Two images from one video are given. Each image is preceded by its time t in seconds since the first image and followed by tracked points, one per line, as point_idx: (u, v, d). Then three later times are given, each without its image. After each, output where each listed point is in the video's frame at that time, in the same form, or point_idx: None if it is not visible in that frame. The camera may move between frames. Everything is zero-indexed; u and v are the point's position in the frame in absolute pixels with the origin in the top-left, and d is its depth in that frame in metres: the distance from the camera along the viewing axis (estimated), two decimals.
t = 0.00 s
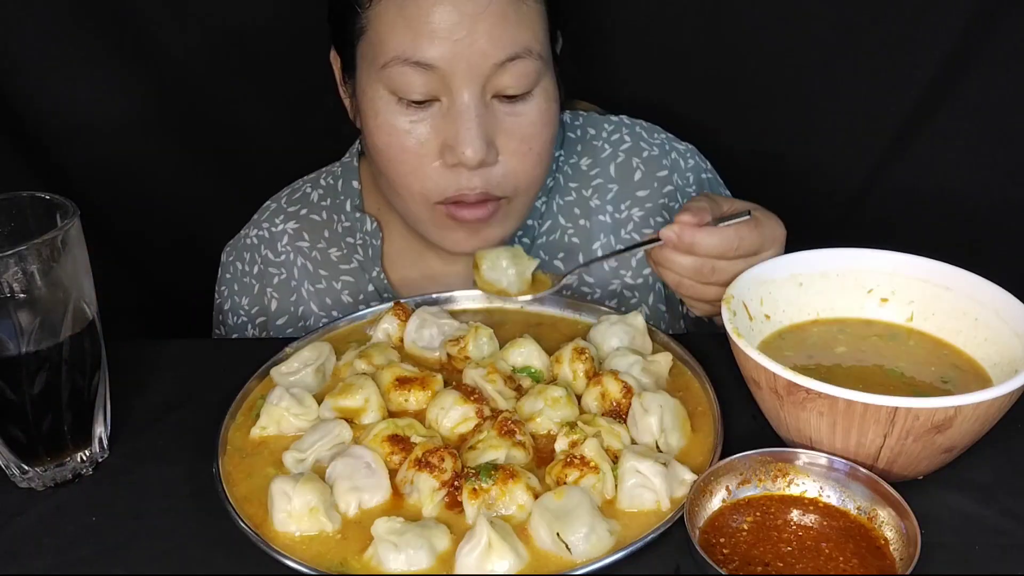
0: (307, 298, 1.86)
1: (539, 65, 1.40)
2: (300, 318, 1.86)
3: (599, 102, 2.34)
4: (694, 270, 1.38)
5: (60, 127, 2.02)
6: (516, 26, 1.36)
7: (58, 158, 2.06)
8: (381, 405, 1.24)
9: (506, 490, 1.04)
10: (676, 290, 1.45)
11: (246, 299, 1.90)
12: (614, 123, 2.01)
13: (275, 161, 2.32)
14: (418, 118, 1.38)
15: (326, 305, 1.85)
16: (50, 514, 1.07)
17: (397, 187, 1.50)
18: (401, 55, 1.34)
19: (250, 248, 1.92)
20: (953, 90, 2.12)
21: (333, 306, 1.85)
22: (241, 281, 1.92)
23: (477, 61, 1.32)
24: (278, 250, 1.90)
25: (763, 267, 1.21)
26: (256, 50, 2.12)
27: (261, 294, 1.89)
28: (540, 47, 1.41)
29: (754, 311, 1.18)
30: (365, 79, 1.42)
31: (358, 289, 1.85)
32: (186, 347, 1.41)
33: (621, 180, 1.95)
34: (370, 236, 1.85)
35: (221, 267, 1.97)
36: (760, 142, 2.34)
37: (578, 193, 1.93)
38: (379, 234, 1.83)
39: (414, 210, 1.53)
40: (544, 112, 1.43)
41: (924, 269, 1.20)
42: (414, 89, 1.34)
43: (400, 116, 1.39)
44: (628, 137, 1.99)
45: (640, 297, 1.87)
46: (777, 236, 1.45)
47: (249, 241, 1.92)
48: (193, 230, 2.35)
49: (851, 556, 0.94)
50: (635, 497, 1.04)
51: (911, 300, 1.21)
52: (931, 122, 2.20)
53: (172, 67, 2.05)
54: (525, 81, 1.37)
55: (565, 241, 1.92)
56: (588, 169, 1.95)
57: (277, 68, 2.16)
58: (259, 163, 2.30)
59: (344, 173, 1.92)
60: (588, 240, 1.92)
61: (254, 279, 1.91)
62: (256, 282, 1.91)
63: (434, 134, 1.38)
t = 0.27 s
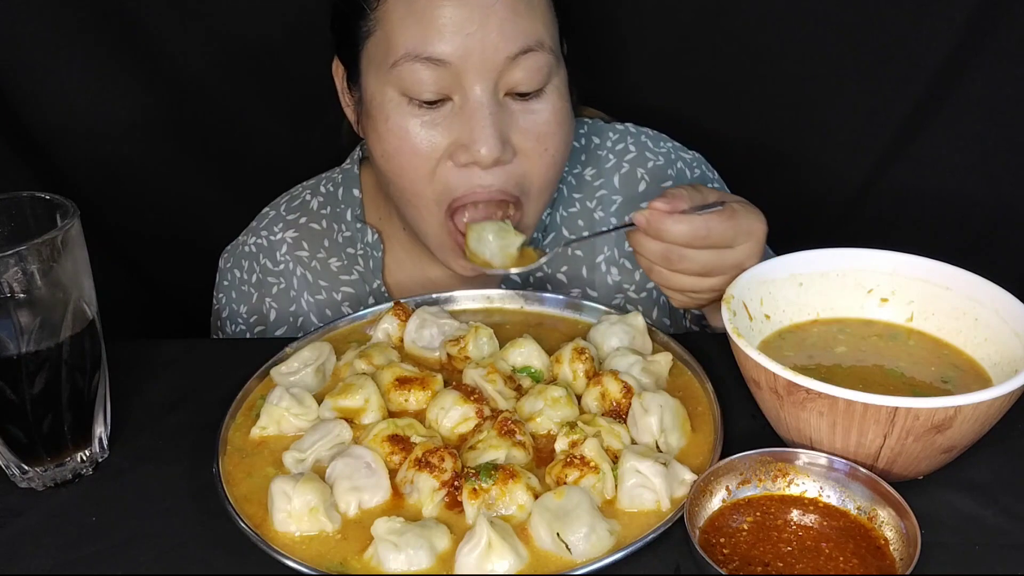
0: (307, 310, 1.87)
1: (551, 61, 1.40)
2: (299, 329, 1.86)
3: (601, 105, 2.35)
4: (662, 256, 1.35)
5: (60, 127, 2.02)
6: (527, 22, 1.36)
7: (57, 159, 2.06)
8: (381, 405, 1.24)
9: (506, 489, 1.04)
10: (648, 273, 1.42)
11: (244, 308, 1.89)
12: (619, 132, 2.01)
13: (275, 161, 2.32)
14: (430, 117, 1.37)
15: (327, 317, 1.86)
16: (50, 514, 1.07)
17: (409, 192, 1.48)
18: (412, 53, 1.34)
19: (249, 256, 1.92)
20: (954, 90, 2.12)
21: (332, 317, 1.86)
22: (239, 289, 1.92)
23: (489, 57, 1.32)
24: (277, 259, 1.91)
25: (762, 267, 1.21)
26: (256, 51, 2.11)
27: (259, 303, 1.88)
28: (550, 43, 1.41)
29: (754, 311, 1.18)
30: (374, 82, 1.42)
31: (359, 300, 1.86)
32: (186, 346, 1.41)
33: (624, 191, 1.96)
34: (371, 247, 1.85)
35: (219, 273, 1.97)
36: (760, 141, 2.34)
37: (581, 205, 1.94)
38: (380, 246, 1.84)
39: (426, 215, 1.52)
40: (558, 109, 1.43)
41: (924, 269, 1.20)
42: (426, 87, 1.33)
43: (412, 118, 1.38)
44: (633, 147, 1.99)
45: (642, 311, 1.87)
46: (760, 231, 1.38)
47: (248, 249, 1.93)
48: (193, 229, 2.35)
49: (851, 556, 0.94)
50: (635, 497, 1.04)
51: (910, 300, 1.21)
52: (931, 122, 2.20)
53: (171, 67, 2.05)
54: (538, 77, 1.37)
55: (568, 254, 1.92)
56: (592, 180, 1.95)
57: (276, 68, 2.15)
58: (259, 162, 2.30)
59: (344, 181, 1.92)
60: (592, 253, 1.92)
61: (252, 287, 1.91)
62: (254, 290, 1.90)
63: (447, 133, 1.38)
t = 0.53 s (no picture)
0: (305, 311, 1.87)
1: (564, 70, 1.41)
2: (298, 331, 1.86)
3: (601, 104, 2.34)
4: (626, 226, 1.35)
5: (60, 127, 2.02)
6: (541, 30, 1.37)
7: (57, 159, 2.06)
8: (381, 405, 1.24)
9: (506, 490, 1.04)
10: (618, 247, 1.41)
11: (243, 309, 1.88)
12: (614, 129, 2.01)
13: (276, 161, 2.31)
14: (444, 127, 1.37)
15: (325, 318, 1.87)
16: (51, 514, 1.07)
17: (420, 201, 1.48)
18: (426, 61, 1.34)
19: (248, 258, 1.91)
20: (955, 89, 2.12)
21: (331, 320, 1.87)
22: (238, 290, 1.91)
23: (504, 65, 1.32)
24: (276, 261, 1.90)
25: (762, 267, 1.21)
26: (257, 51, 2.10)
27: (258, 305, 1.88)
28: (563, 52, 1.41)
29: (754, 311, 1.18)
30: (385, 89, 1.42)
31: (357, 302, 1.87)
32: (186, 347, 1.41)
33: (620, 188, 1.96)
34: (370, 249, 1.86)
35: (218, 274, 1.96)
36: (760, 142, 2.33)
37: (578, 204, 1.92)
38: (379, 248, 1.85)
39: (435, 225, 1.52)
40: (569, 118, 1.44)
41: (924, 269, 1.20)
42: (440, 96, 1.33)
43: (425, 126, 1.38)
44: (627, 144, 1.99)
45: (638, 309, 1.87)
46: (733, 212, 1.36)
47: (246, 251, 1.92)
48: (193, 229, 2.35)
49: (851, 556, 0.94)
50: (635, 498, 1.04)
51: (911, 300, 1.21)
52: (932, 123, 2.20)
53: (172, 68, 2.05)
54: (551, 86, 1.38)
55: (564, 253, 1.91)
56: (588, 178, 1.96)
57: (277, 69, 2.15)
58: (259, 162, 2.30)
59: (343, 182, 1.91)
60: (588, 251, 1.92)
61: (251, 289, 1.90)
62: (253, 292, 1.90)
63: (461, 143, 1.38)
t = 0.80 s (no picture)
0: (301, 305, 1.88)
1: (568, 80, 1.41)
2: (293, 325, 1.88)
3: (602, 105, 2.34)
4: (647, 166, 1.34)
5: (60, 126, 2.02)
6: (550, 40, 1.37)
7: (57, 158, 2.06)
8: (381, 405, 1.24)
9: (506, 490, 1.04)
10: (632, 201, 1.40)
11: (240, 304, 1.91)
12: (610, 123, 2.00)
13: (276, 162, 2.31)
14: (447, 130, 1.37)
15: (320, 312, 1.88)
16: (51, 514, 1.07)
17: (417, 198, 1.48)
18: (434, 63, 1.33)
19: (245, 253, 1.91)
20: (956, 89, 2.12)
21: (326, 313, 1.88)
22: (235, 286, 1.92)
23: (511, 74, 1.32)
24: (272, 256, 1.90)
25: (762, 268, 1.21)
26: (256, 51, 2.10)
27: (254, 300, 1.90)
28: (569, 62, 1.42)
29: (754, 311, 1.18)
30: (390, 86, 1.41)
31: (353, 295, 1.87)
32: (186, 347, 1.41)
33: (615, 180, 1.91)
34: (365, 243, 1.85)
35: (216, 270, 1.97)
36: (760, 142, 2.33)
37: (572, 196, 1.90)
38: (373, 241, 1.84)
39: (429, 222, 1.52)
40: (568, 128, 1.45)
41: (924, 269, 1.20)
42: (446, 100, 1.33)
43: (427, 127, 1.38)
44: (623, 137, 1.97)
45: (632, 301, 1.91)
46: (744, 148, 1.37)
47: (244, 246, 1.92)
48: (194, 230, 2.35)
49: (851, 556, 0.94)
50: (635, 498, 1.04)
51: (911, 300, 1.21)
52: (932, 123, 2.20)
53: (172, 67, 2.05)
54: (554, 96, 1.38)
55: (558, 245, 1.90)
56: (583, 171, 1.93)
57: (277, 69, 2.15)
58: (259, 162, 2.29)
59: (340, 178, 1.91)
60: (583, 244, 1.91)
61: (248, 285, 1.91)
62: (250, 288, 1.91)
63: (462, 147, 1.38)
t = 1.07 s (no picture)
0: (304, 298, 1.88)
1: (559, 69, 1.40)
2: (297, 318, 1.88)
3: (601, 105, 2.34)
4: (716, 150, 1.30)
5: (60, 127, 2.02)
6: (538, 30, 1.36)
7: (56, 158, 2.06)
8: (381, 405, 1.24)
9: (506, 490, 1.04)
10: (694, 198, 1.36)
11: (244, 299, 1.92)
12: (612, 120, 2.01)
13: (276, 162, 2.31)
14: (436, 119, 1.38)
15: (324, 304, 1.87)
16: (51, 514, 1.07)
17: (410, 185, 1.50)
18: (422, 55, 1.34)
19: (249, 247, 1.92)
20: (956, 89, 2.12)
21: (330, 306, 1.87)
22: (239, 280, 1.93)
23: (498, 65, 1.32)
24: (276, 250, 1.91)
25: (762, 267, 1.21)
26: (256, 51, 2.10)
27: (258, 294, 1.91)
28: (559, 50, 1.41)
29: (754, 311, 1.18)
30: (381, 76, 1.41)
31: (356, 288, 1.85)
32: (186, 347, 1.41)
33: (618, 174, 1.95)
34: (368, 235, 1.85)
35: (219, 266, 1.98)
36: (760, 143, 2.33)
37: (575, 190, 1.92)
38: (376, 233, 1.84)
39: (424, 208, 1.53)
40: (561, 118, 1.44)
41: (924, 269, 1.20)
42: (434, 90, 1.34)
43: (415, 117, 1.38)
44: (626, 134, 1.99)
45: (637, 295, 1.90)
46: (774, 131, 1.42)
47: (247, 241, 1.92)
48: (193, 230, 2.35)
49: (851, 556, 0.94)
50: (635, 498, 1.04)
51: (911, 300, 1.21)
52: (932, 123, 2.20)
53: (172, 68, 2.05)
54: (544, 85, 1.38)
55: (561, 238, 1.88)
56: (586, 167, 1.96)
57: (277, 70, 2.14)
58: (258, 161, 2.29)
59: (343, 173, 1.92)
60: (586, 237, 1.90)
61: (251, 279, 1.92)
62: (253, 281, 1.92)
63: (451, 136, 1.38)
